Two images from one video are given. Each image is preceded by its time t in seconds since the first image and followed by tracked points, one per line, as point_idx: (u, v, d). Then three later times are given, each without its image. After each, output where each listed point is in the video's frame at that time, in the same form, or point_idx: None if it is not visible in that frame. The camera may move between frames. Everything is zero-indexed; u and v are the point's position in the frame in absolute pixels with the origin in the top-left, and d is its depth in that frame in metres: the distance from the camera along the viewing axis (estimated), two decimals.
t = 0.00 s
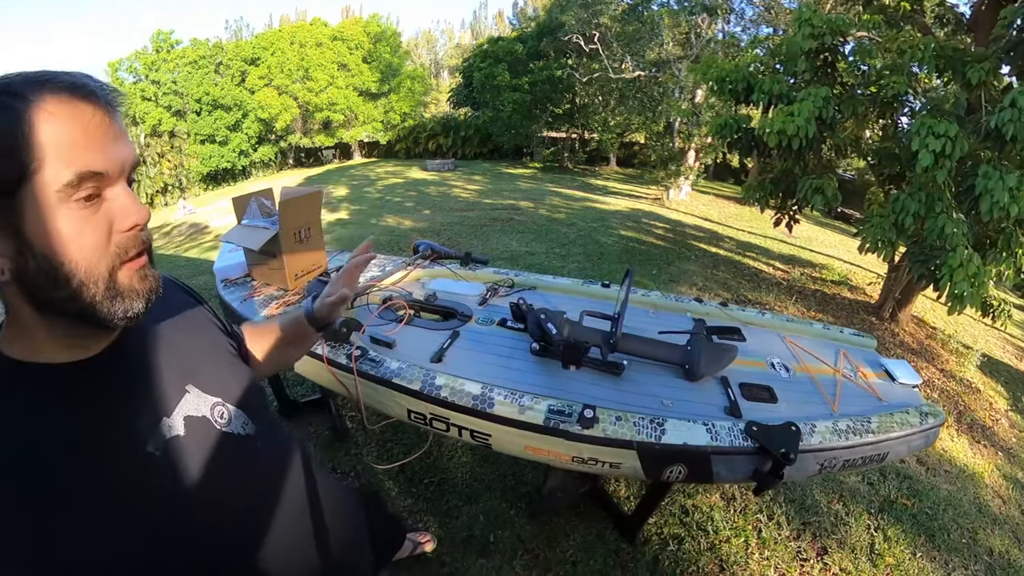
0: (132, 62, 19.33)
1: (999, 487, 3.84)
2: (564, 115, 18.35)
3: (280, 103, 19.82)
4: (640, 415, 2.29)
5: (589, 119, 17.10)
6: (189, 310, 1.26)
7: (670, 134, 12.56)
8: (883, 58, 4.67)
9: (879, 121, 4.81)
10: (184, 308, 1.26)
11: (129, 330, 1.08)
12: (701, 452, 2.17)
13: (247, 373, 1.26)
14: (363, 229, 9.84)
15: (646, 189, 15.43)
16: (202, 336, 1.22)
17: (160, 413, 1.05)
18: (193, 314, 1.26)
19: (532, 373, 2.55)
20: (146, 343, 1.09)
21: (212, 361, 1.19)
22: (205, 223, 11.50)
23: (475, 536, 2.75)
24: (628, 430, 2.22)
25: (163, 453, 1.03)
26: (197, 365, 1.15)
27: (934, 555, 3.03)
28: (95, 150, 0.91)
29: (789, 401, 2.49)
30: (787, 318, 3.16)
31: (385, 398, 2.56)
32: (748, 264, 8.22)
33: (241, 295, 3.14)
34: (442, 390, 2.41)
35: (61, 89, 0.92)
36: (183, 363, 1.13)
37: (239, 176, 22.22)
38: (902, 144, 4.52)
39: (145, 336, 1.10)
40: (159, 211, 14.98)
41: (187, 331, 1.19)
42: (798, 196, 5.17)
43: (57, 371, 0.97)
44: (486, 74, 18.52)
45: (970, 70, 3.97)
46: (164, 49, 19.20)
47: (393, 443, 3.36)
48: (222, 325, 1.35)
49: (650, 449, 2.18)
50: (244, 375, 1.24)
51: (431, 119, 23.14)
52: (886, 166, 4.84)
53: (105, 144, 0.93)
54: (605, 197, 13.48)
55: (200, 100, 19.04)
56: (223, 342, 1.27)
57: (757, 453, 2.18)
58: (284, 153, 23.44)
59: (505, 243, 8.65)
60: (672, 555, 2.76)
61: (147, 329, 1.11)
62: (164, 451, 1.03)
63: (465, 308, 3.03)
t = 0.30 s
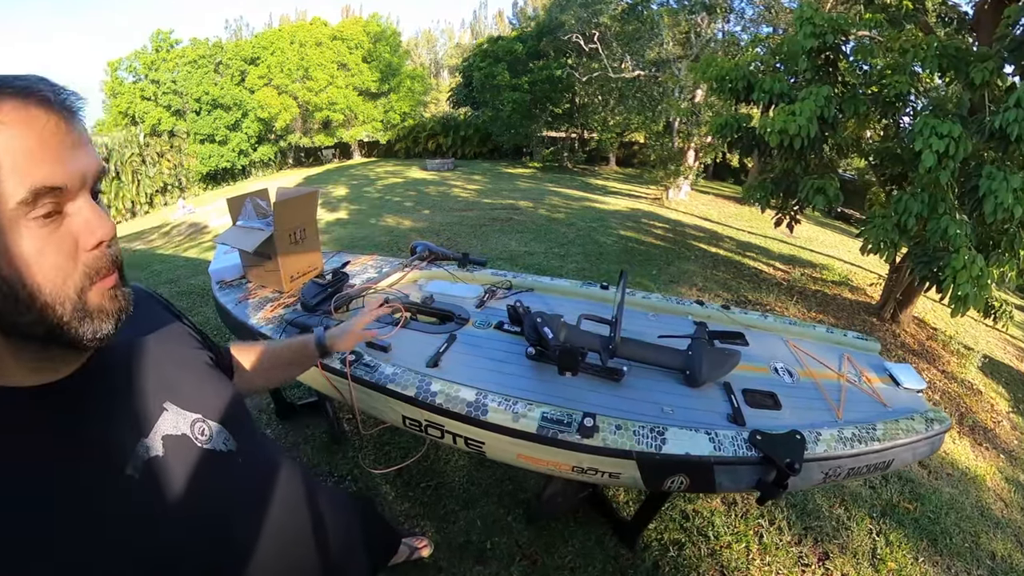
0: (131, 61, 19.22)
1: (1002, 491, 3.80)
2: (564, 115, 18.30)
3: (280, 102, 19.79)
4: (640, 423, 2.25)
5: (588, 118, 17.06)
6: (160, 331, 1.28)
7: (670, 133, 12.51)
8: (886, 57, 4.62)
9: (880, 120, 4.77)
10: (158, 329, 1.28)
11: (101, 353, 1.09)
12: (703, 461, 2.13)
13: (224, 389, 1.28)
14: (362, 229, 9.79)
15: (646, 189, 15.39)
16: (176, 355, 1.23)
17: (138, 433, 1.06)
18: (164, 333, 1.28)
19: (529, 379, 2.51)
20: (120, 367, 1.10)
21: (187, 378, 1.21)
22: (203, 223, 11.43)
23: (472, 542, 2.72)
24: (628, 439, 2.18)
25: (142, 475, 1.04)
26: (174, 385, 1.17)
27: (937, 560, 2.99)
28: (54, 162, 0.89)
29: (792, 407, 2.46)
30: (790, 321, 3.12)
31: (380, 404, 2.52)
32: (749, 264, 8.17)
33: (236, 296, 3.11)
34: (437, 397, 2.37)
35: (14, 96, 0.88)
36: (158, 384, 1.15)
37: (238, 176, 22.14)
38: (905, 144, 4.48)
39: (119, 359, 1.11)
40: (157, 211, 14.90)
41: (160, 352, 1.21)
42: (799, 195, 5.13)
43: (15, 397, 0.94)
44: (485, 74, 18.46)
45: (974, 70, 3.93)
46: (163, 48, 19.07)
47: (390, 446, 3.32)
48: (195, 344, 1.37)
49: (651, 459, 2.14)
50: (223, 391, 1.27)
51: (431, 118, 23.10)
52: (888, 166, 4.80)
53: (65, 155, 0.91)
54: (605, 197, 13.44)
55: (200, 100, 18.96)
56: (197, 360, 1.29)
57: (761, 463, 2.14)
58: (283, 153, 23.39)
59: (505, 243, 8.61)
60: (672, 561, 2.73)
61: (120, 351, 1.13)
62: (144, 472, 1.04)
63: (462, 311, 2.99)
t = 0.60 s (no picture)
0: (131, 60, 19.19)
1: (1002, 491, 3.79)
2: (564, 115, 18.29)
3: (280, 102, 19.74)
4: (639, 423, 2.24)
5: (588, 118, 17.05)
6: (150, 329, 1.27)
7: (670, 133, 12.49)
8: (887, 57, 4.61)
9: (881, 120, 4.76)
10: (152, 330, 1.27)
11: (96, 351, 1.08)
12: (704, 462, 2.12)
13: (217, 389, 1.28)
14: (361, 229, 9.78)
15: (646, 189, 15.38)
16: (171, 356, 1.23)
17: (134, 432, 1.06)
18: (154, 331, 1.27)
19: (528, 378, 2.50)
20: (117, 365, 1.10)
21: (182, 378, 1.21)
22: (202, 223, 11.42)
23: (471, 542, 2.72)
24: (627, 440, 2.17)
25: (138, 474, 1.03)
26: (168, 385, 1.17)
27: (937, 561, 2.99)
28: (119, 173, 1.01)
29: (793, 408, 2.45)
30: (791, 321, 3.12)
31: (378, 403, 2.51)
32: (749, 264, 8.16)
33: (236, 295, 3.11)
34: (435, 397, 2.36)
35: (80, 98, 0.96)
36: (153, 383, 1.14)
37: (238, 176, 22.13)
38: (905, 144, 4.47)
39: (117, 357, 1.11)
40: (157, 211, 14.88)
41: (153, 352, 1.20)
42: (799, 195, 5.12)
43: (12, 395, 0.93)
44: (486, 73, 18.42)
45: (975, 70, 3.91)
46: (163, 48, 18.78)
47: (390, 446, 3.32)
48: (185, 344, 1.36)
49: (650, 460, 2.13)
50: (218, 392, 1.27)
51: (431, 118, 23.09)
52: (889, 166, 4.79)
53: (118, 157, 1.01)
54: (605, 196, 13.43)
55: (200, 99, 18.93)
56: (189, 359, 1.29)
57: (762, 463, 2.13)
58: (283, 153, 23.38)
59: (505, 243, 8.60)
60: (671, 561, 2.72)
61: (116, 350, 1.12)
62: (141, 471, 1.03)
63: (462, 311, 2.99)
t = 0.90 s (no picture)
0: (132, 60, 19.14)
1: (1003, 495, 3.77)
2: (564, 115, 18.28)
3: (280, 102, 19.71)
4: (639, 432, 2.23)
5: (588, 118, 17.05)
6: (142, 344, 1.28)
7: (670, 133, 12.47)
8: (888, 57, 4.59)
9: (882, 121, 4.73)
10: (145, 345, 1.28)
11: (91, 368, 1.09)
12: (706, 473, 2.10)
13: (211, 403, 1.30)
14: (360, 229, 9.75)
15: (646, 189, 15.37)
16: (164, 372, 1.25)
17: (129, 450, 1.07)
18: (146, 346, 1.28)
19: (526, 385, 2.49)
20: (113, 382, 1.11)
21: (177, 393, 1.23)
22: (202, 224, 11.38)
23: (470, 547, 2.70)
24: (627, 451, 2.15)
25: (135, 492, 1.05)
26: (163, 400, 1.19)
27: (938, 565, 2.97)
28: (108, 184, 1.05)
29: (795, 415, 2.43)
30: (793, 326, 3.10)
31: (376, 411, 2.49)
32: (749, 265, 8.14)
33: (233, 299, 3.10)
34: (433, 405, 2.34)
35: (72, 115, 1.01)
36: (148, 398, 1.16)
37: (238, 176, 22.09)
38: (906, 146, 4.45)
39: (108, 374, 1.11)
40: (157, 211, 14.84)
41: (148, 368, 1.22)
42: (799, 196, 5.11)
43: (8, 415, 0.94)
44: (486, 73, 18.34)
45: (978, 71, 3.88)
46: (163, 48, 18.79)
47: (389, 450, 3.31)
48: (179, 355, 1.37)
49: (651, 471, 2.11)
50: (212, 406, 1.28)
51: (431, 118, 23.07)
52: (890, 167, 4.77)
53: (109, 170, 1.06)
54: (605, 196, 13.41)
55: (199, 99, 18.89)
56: (183, 373, 1.30)
57: (764, 473, 2.11)
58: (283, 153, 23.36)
59: (505, 244, 8.57)
60: (671, 567, 2.70)
61: (109, 367, 1.13)
62: (138, 488, 1.05)
63: (460, 315, 2.97)
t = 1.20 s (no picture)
0: (131, 60, 19.08)
1: (1003, 497, 3.76)
2: (564, 115, 18.27)
3: (280, 102, 19.70)
4: (636, 438, 2.21)
5: (588, 118, 17.03)
6: (134, 345, 1.26)
7: (670, 133, 12.45)
8: (889, 58, 4.57)
9: (882, 121, 4.72)
10: (134, 346, 1.26)
11: (81, 370, 1.07)
12: (704, 480, 2.08)
13: (205, 403, 1.28)
14: (360, 229, 9.74)
15: (646, 189, 15.36)
16: (155, 372, 1.23)
17: (123, 452, 1.06)
18: (138, 347, 1.27)
19: (523, 391, 2.47)
20: (105, 383, 1.10)
21: (170, 393, 1.21)
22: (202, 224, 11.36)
23: (468, 551, 2.69)
24: (624, 458, 2.13)
25: (131, 494, 1.03)
26: (155, 401, 1.17)
27: (938, 569, 2.95)
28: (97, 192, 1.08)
29: (794, 421, 2.42)
30: (793, 329, 3.08)
31: (372, 416, 2.48)
32: (749, 266, 8.12)
33: (230, 302, 3.08)
34: (429, 411, 2.32)
35: (62, 129, 1.03)
36: (141, 399, 1.15)
37: (238, 176, 22.06)
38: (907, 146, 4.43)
39: (98, 377, 1.09)
40: (156, 211, 14.80)
41: (138, 369, 1.20)
42: (799, 197, 5.09)
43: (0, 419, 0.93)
44: (486, 74, 18.27)
45: (979, 72, 3.87)
46: (164, 48, 18.63)
47: (387, 453, 3.29)
48: (168, 356, 1.35)
49: (648, 479, 2.09)
50: (206, 407, 1.27)
51: (431, 118, 23.07)
52: (891, 168, 4.75)
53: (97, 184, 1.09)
54: (604, 197, 13.38)
55: (199, 99, 18.84)
56: (176, 374, 1.28)
57: (762, 481, 2.10)
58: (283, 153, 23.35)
59: (505, 244, 8.56)
60: (670, 570, 2.69)
61: (99, 369, 1.11)
62: (134, 490, 1.04)
63: (458, 319, 2.95)
